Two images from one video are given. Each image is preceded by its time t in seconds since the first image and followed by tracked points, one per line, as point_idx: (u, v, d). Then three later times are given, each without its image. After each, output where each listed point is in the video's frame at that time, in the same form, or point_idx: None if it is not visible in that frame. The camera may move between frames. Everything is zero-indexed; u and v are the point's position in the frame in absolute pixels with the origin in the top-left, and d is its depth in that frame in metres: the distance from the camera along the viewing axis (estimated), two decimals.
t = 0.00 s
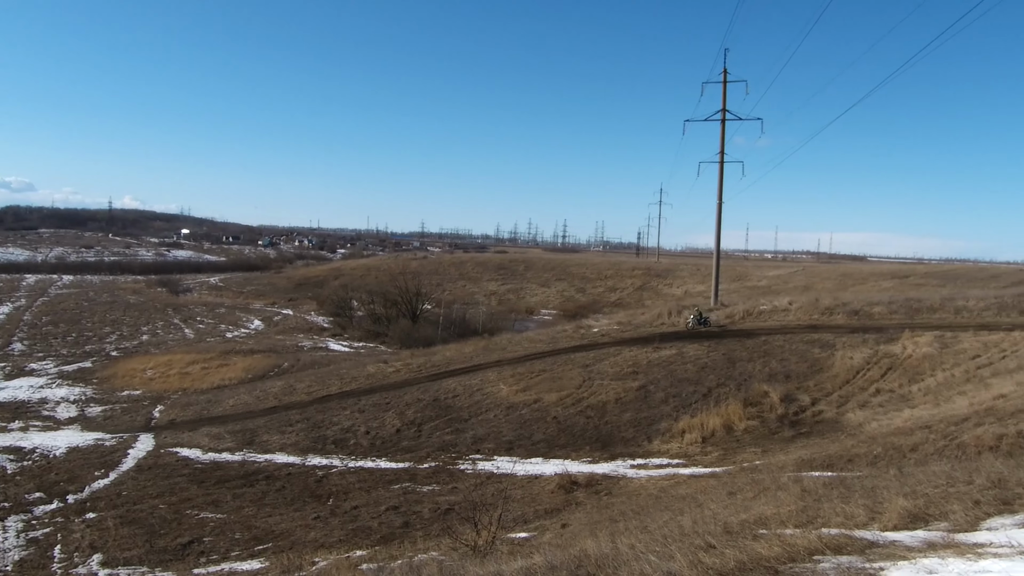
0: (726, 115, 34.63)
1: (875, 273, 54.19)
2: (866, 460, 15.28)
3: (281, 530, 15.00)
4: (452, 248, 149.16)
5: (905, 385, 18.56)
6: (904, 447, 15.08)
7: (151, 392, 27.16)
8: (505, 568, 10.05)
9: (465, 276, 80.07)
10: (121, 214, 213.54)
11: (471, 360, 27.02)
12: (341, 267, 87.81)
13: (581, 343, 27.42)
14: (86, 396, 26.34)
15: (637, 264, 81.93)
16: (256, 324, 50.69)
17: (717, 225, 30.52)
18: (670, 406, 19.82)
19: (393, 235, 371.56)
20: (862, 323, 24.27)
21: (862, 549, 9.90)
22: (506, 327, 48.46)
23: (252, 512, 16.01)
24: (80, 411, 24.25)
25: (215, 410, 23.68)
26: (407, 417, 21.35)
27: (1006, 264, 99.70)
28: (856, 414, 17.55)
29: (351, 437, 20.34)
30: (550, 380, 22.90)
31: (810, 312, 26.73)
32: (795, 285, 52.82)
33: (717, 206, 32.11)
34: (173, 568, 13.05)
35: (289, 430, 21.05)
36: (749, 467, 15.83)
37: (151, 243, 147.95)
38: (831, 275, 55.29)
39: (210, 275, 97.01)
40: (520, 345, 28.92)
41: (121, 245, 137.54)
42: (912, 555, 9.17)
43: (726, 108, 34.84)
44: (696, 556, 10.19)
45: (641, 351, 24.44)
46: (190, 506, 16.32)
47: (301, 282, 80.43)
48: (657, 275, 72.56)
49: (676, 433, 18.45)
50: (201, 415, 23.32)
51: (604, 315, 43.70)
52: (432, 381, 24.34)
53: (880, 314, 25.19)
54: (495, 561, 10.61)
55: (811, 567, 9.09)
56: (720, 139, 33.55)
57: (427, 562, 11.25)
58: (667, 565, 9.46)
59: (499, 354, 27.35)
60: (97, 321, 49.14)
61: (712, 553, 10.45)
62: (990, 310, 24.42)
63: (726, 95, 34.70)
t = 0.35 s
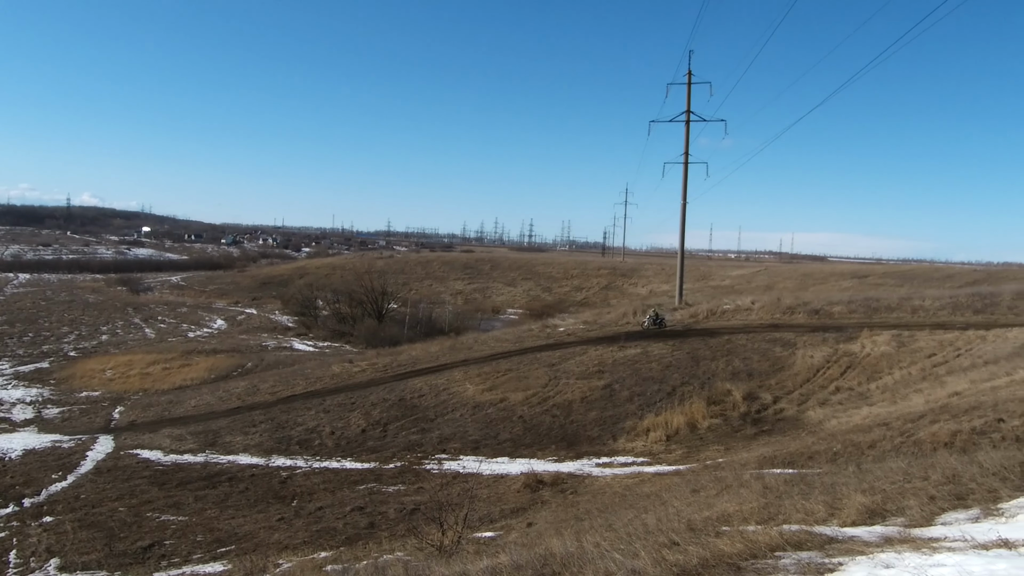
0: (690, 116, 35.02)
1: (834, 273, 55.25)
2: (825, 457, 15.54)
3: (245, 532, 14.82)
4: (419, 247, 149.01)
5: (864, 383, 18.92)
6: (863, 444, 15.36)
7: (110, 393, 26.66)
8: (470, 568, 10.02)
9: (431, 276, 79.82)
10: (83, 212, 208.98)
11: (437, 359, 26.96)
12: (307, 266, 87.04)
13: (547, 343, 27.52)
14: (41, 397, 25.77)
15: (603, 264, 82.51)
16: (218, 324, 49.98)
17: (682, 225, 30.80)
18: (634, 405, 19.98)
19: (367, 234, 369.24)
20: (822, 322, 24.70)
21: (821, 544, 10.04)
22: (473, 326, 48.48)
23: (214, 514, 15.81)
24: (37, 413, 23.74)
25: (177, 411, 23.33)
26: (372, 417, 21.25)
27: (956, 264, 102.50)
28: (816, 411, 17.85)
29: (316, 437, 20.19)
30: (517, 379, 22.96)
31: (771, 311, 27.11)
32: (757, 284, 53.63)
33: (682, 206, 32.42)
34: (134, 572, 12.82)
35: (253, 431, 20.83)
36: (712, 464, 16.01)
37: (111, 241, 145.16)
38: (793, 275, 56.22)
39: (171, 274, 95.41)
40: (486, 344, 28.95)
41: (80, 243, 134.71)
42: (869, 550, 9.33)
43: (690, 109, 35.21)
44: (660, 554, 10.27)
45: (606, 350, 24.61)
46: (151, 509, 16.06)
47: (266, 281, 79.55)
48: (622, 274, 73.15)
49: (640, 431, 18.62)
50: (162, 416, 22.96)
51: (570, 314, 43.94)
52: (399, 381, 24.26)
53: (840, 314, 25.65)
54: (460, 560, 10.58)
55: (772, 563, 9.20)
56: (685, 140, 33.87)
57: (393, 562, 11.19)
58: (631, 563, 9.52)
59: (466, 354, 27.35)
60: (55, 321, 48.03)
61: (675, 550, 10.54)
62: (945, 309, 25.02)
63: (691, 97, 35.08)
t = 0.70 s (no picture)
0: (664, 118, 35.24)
1: (804, 274, 55.90)
2: (796, 456, 15.70)
3: (216, 536, 14.67)
4: (395, 248, 148.37)
5: (834, 384, 19.18)
6: (833, 444, 15.55)
7: (78, 396, 26.25)
8: (444, 569, 9.99)
9: (405, 277, 79.56)
10: (54, 212, 205.12)
11: (412, 360, 26.88)
12: (280, 267, 86.34)
13: (522, 344, 27.55)
14: (6, 401, 25.30)
15: (579, 265, 82.74)
16: (189, 326, 49.41)
17: (655, 227, 30.98)
18: (608, 405, 20.08)
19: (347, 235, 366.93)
20: (793, 324, 24.99)
21: (791, 543, 10.15)
22: (447, 327, 48.44)
23: (185, 517, 15.64)
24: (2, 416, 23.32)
25: (147, 414, 23.04)
26: (346, 418, 21.15)
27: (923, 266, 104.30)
28: (787, 411, 18.05)
29: (289, 440, 20.05)
30: (491, 380, 22.98)
31: (743, 312, 27.37)
32: (730, 286, 54.14)
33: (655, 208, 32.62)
34: None
35: (224, 433, 20.64)
36: (685, 464, 16.13)
37: (80, 242, 142.93)
38: (765, 277, 56.83)
39: (141, 274, 94.08)
40: (460, 345, 28.95)
41: (48, 243, 132.38)
42: (839, 548, 9.44)
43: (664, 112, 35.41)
44: (633, 553, 10.33)
45: (580, 351, 24.71)
46: (120, 513, 15.84)
47: (238, 282, 78.79)
48: (596, 276, 73.46)
49: (614, 432, 18.71)
50: (131, 419, 22.66)
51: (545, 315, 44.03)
52: (372, 383, 24.17)
53: (811, 315, 25.96)
54: (434, 562, 10.57)
55: (743, 562, 9.28)
56: (659, 142, 34.09)
57: (366, 565, 11.13)
58: (605, 563, 9.56)
59: (440, 355, 27.33)
60: (21, 323, 47.15)
61: (648, 550, 10.59)
62: (912, 310, 25.43)
63: (664, 99, 35.26)
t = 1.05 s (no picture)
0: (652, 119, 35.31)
1: (791, 274, 56.15)
2: (785, 454, 15.78)
3: (206, 539, 14.61)
4: (384, 249, 148.14)
5: (822, 382, 19.29)
6: (821, 442, 15.64)
7: (66, 399, 26.09)
8: (435, 570, 9.99)
9: (395, 277, 79.46)
10: (40, 214, 203.36)
11: (402, 361, 26.83)
12: (269, 268, 86.04)
13: (512, 345, 27.56)
14: None
15: (569, 265, 82.87)
16: (177, 328, 49.15)
17: (644, 226, 31.05)
18: (598, 405, 20.11)
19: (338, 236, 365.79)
20: (781, 323, 25.12)
21: (781, 541, 10.20)
22: (437, 327, 48.41)
23: (174, 520, 15.56)
24: None
25: (135, 417, 22.92)
26: (336, 420, 21.10)
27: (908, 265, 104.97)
28: (776, 410, 18.14)
29: (278, 442, 19.98)
30: (481, 380, 22.98)
31: (732, 312, 27.48)
32: (718, 285, 54.35)
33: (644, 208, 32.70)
34: None
35: (214, 436, 20.55)
36: (675, 463, 16.18)
37: (67, 244, 142.04)
38: (753, 276, 57.10)
39: (127, 277, 93.47)
40: (450, 346, 28.94)
41: (34, 246, 131.44)
42: (828, 545, 9.49)
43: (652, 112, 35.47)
44: (624, 552, 10.36)
45: (570, 351, 24.74)
46: (109, 517, 15.74)
47: (227, 284, 78.50)
48: (585, 276, 73.57)
49: (604, 431, 18.76)
50: (119, 422, 22.54)
51: (534, 316, 44.04)
52: (362, 384, 24.10)
53: (799, 314, 26.10)
54: (425, 563, 10.56)
55: (733, 560, 9.32)
56: (647, 143, 34.18)
57: (357, 566, 11.11)
58: (596, 562, 9.59)
59: (430, 355, 27.31)
60: (7, 326, 46.80)
61: (639, 549, 10.63)
62: (899, 308, 25.62)
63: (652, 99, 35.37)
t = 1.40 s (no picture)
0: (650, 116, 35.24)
1: (791, 271, 56.14)
2: (785, 451, 15.77)
3: (206, 539, 14.60)
4: (383, 249, 148.09)
5: (822, 379, 19.29)
6: (821, 439, 15.63)
7: (65, 400, 26.07)
8: (436, 568, 9.99)
9: (394, 277, 79.44)
10: (37, 215, 203.47)
11: (401, 361, 26.80)
12: (267, 268, 85.99)
13: (511, 343, 27.55)
14: None
15: (568, 263, 82.82)
16: (176, 328, 49.11)
17: (643, 224, 31.02)
18: (598, 403, 20.10)
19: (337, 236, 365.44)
20: (781, 320, 25.10)
21: (782, 538, 10.19)
22: (436, 326, 48.38)
23: (174, 521, 15.56)
24: None
25: (135, 417, 22.91)
26: (336, 419, 21.09)
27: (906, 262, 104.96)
28: (776, 407, 18.13)
29: (279, 441, 19.97)
30: (481, 379, 22.97)
31: (732, 309, 27.47)
32: (718, 283, 54.31)
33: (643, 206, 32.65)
34: None
35: (214, 436, 20.53)
36: (675, 461, 16.18)
37: (65, 244, 141.93)
38: (752, 273, 57.06)
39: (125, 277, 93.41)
40: (449, 345, 28.92)
41: (32, 246, 131.56)
42: (829, 542, 9.48)
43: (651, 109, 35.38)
44: (625, 550, 10.36)
45: (570, 349, 24.72)
46: (109, 517, 15.74)
47: (226, 284, 78.47)
48: (584, 274, 73.55)
49: (604, 429, 18.75)
50: (119, 422, 22.53)
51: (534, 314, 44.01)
52: (362, 383, 24.08)
53: (798, 311, 26.09)
54: (426, 562, 10.56)
55: (733, 557, 9.32)
56: (646, 140, 34.13)
57: (358, 565, 11.10)
58: (596, 560, 9.58)
59: (430, 354, 27.30)
60: (6, 327, 46.79)
61: (639, 547, 10.63)
62: (899, 305, 25.60)
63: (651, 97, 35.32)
